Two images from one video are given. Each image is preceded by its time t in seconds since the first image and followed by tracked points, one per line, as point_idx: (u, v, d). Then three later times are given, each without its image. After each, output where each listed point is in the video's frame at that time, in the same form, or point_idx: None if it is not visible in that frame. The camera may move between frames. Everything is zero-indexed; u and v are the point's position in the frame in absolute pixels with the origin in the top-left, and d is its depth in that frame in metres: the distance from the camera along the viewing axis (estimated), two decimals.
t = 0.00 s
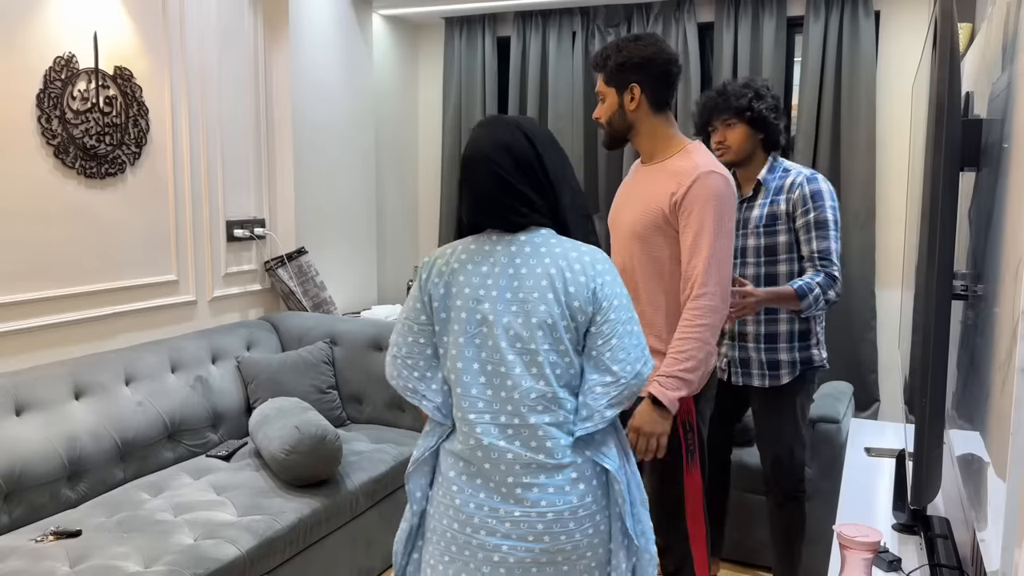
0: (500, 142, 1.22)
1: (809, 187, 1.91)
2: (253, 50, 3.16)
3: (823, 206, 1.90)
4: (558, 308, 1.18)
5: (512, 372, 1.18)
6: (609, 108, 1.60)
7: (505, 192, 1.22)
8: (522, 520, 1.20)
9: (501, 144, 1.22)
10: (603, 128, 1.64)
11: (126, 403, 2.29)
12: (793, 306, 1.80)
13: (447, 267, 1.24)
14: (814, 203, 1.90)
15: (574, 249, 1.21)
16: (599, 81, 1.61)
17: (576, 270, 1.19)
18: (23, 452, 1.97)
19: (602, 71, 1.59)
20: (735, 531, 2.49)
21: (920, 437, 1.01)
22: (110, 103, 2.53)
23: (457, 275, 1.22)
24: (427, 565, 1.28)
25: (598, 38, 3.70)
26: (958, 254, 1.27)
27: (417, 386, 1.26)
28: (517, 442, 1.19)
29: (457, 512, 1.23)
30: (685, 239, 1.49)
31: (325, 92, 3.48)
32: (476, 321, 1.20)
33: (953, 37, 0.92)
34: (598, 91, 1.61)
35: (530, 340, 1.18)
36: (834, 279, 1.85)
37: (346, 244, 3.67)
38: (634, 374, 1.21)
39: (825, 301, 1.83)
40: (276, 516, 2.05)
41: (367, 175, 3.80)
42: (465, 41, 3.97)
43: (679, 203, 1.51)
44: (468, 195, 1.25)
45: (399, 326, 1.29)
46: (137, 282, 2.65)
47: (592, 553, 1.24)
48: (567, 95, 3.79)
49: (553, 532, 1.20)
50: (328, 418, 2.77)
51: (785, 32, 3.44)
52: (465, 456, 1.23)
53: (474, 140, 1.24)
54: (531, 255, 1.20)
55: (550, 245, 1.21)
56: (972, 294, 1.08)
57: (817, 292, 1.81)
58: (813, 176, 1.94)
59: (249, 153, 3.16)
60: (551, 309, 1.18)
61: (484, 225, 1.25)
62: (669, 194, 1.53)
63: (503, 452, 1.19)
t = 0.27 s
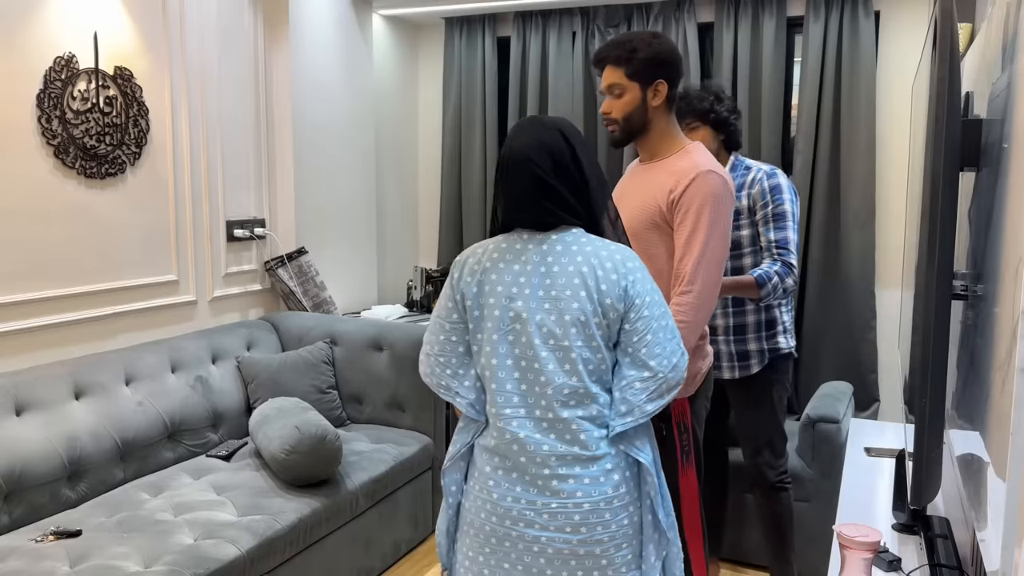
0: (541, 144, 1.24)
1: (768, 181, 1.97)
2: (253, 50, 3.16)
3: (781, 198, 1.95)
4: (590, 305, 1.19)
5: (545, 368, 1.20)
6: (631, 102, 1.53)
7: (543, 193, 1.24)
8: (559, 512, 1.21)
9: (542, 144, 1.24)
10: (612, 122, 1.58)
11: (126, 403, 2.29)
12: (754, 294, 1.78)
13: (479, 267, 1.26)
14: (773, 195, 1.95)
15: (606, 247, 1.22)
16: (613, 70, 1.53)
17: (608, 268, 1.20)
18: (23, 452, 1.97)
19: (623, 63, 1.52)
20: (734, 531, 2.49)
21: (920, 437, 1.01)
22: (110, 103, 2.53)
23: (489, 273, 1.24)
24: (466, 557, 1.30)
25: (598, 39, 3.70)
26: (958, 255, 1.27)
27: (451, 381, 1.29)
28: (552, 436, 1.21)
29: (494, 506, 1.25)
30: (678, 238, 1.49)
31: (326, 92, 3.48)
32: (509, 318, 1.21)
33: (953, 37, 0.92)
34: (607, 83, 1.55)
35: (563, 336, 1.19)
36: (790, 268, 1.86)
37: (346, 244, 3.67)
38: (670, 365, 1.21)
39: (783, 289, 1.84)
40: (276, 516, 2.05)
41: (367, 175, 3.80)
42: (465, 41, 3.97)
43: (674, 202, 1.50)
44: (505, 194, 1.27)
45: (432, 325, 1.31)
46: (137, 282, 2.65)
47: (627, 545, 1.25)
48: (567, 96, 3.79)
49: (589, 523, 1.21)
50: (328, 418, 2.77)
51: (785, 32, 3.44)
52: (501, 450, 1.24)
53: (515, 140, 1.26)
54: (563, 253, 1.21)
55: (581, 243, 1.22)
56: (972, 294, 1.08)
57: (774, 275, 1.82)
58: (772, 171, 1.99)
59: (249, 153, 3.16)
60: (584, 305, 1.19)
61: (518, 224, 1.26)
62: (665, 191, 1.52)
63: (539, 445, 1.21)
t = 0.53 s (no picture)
0: (566, 144, 1.24)
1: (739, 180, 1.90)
2: (253, 50, 3.16)
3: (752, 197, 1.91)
4: (615, 301, 1.20)
5: (571, 364, 1.20)
6: (656, 102, 1.55)
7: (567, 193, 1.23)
8: (582, 509, 1.21)
9: (566, 143, 1.24)
10: (633, 117, 1.58)
11: (126, 403, 2.29)
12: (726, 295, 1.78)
13: (501, 264, 1.25)
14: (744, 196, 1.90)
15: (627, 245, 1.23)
16: (637, 64, 1.53)
17: (631, 264, 1.21)
18: (23, 452, 1.97)
19: (653, 62, 1.52)
20: (732, 531, 2.49)
21: (920, 437, 1.01)
22: (110, 103, 2.53)
23: (512, 270, 1.24)
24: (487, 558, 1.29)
25: (598, 39, 3.70)
26: (957, 255, 1.27)
27: (471, 378, 1.27)
28: (578, 431, 1.21)
29: (516, 505, 1.24)
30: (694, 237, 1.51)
31: (326, 92, 3.48)
32: (533, 315, 1.22)
33: (953, 37, 0.92)
34: (627, 79, 1.54)
35: (589, 333, 1.20)
36: (764, 268, 1.86)
37: (347, 244, 3.67)
38: (685, 359, 1.20)
39: (757, 290, 1.84)
40: (276, 516, 2.05)
41: (368, 175, 3.80)
42: (465, 41, 3.97)
43: (688, 201, 1.53)
44: (526, 192, 1.26)
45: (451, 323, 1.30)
46: (137, 282, 2.65)
47: (648, 541, 1.25)
48: (567, 96, 3.79)
49: (612, 520, 1.21)
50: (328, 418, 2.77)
51: (785, 32, 3.44)
52: (523, 448, 1.24)
53: (537, 136, 1.25)
54: (586, 250, 1.22)
55: (603, 240, 1.23)
56: (972, 294, 1.09)
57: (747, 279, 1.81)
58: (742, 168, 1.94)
59: (249, 153, 3.16)
60: (609, 302, 1.19)
61: (540, 223, 1.25)
62: (679, 189, 1.55)
63: (564, 441, 1.21)
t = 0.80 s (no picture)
0: (559, 139, 1.25)
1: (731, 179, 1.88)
2: (253, 50, 3.16)
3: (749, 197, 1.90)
4: (608, 302, 1.20)
5: (563, 366, 1.20)
6: (659, 101, 1.55)
7: (558, 188, 1.25)
8: (571, 509, 1.21)
9: (558, 137, 1.25)
10: (637, 117, 1.57)
11: (126, 403, 2.29)
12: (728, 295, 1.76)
13: (493, 264, 1.24)
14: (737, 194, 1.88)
15: (619, 246, 1.24)
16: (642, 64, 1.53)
17: (624, 266, 1.22)
18: (23, 452, 1.97)
19: (656, 62, 1.53)
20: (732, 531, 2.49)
21: (920, 437, 1.01)
22: (110, 103, 2.53)
23: (504, 270, 1.23)
24: (473, 556, 1.29)
25: (598, 39, 3.70)
26: (957, 254, 1.28)
27: (460, 379, 1.26)
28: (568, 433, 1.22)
29: (504, 505, 1.24)
30: (713, 235, 1.51)
31: (326, 92, 3.48)
32: (526, 316, 1.21)
33: (954, 36, 0.92)
34: (631, 79, 1.54)
35: (582, 335, 1.20)
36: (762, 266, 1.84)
37: (346, 244, 3.67)
38: (679, 363, 1.24)
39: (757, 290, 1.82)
40: (276, 516, 2.05)
41: (367, 175, 3.80)
42: (464, 41, 3.97)
43: (704, 200, 1.52)
44: (518, 189, 1.26)
45: (441, 322, 1.28)
46: (137, 282, 2.65)
47: (635, 540, 1.26)
48: (567, 96, 3.79)
49: (600, 519, 1.22)
50: (327, 418, 2.77)
51: (785, 32, 3.44)
52: (512, 449, 1.23)
53: (529, 132, 1.26)
54: (579, 251, 1.22)
55: (595, 241, 1.24)
56: (972, 294, 1.09)
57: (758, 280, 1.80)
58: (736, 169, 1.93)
59: (249, 153, 3.16)
60: (602, 304, 1.20)
61: (532, 220, 1.26)
62: (691, 188, 1.54)
63: (554, 442, 1.21)
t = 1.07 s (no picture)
0: (543, 136, 1.25)
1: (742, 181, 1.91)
2: (253, 50, 3.16)
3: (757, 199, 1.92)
4: (597, 306, 1.21)
5: (552, 370, 1.21)
6: (654, 100, 1.55)
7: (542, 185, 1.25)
8: (558, 510, 1.23)
9: (542, 133, 1.25)
10: (633, 116, 1.57)
11: (126, 403, 2.29)
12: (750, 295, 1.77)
13: (481, 266, 1.23)
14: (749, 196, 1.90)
15: (607, 250, 1.25)
16: (635, 63, 1.53)
17: (613, 270, 1.23)
18: (23, 452, 1.97)
19: (649, 61, 1.53)
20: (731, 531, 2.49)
21: (920, 437, 1.01)
22: (110, 103, 2.53)
23: (492, 274, 1.22)
24: (455, 556, 1.29)
25: (598, 39, 3.70)
26: (957, 254, 1.27)
27: (445, 383, 1.25)
28: (555, 436, 1.22)
29: (490, 506, 1.24)
30: (721, 231, 1.51)
31: (325, 92, 3.48)
32: (515, 321, 1.21)
33: (954, 36, 0.92)
34: (625, 78, 1.55)
35: (571, 339, 1.21)
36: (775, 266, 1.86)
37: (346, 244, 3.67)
38: (664, 367, 1.25)
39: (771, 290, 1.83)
40: (276, 516, 2.05)
41: (367, 175, 3.80)
42: (464, 41, 3.97)
43: (710, 196, 1.52)
44: (504, 188, 1.26)
45: (425, 324, 1.26)
46: (137, 282, 2.65)
47: (620, 538, 1.28)
48: (567, 96, 3.79)
49: (586, 519, 1.24)
50: (327, 418, 2.77)
51: (784, 32, 3.44)
52: (498, 452, 1.24)
53: (512, 130, 1.26)
54: (568, 255, 1.22)
55: (583, 244, 1.24)
56: (972, 294, 1.09)
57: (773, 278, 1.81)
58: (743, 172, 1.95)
59: (249, 153, 3.16)
60: (591, 308, 1.21)
61: (519, 219, 1.26)
62: (693, 186, 1.53)
63: (542, 445, 1.22)
